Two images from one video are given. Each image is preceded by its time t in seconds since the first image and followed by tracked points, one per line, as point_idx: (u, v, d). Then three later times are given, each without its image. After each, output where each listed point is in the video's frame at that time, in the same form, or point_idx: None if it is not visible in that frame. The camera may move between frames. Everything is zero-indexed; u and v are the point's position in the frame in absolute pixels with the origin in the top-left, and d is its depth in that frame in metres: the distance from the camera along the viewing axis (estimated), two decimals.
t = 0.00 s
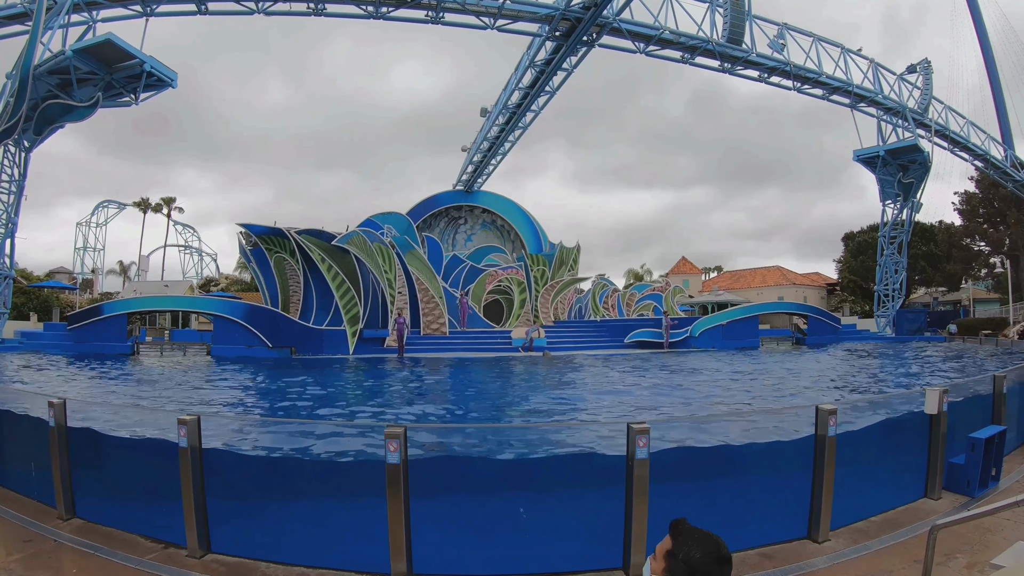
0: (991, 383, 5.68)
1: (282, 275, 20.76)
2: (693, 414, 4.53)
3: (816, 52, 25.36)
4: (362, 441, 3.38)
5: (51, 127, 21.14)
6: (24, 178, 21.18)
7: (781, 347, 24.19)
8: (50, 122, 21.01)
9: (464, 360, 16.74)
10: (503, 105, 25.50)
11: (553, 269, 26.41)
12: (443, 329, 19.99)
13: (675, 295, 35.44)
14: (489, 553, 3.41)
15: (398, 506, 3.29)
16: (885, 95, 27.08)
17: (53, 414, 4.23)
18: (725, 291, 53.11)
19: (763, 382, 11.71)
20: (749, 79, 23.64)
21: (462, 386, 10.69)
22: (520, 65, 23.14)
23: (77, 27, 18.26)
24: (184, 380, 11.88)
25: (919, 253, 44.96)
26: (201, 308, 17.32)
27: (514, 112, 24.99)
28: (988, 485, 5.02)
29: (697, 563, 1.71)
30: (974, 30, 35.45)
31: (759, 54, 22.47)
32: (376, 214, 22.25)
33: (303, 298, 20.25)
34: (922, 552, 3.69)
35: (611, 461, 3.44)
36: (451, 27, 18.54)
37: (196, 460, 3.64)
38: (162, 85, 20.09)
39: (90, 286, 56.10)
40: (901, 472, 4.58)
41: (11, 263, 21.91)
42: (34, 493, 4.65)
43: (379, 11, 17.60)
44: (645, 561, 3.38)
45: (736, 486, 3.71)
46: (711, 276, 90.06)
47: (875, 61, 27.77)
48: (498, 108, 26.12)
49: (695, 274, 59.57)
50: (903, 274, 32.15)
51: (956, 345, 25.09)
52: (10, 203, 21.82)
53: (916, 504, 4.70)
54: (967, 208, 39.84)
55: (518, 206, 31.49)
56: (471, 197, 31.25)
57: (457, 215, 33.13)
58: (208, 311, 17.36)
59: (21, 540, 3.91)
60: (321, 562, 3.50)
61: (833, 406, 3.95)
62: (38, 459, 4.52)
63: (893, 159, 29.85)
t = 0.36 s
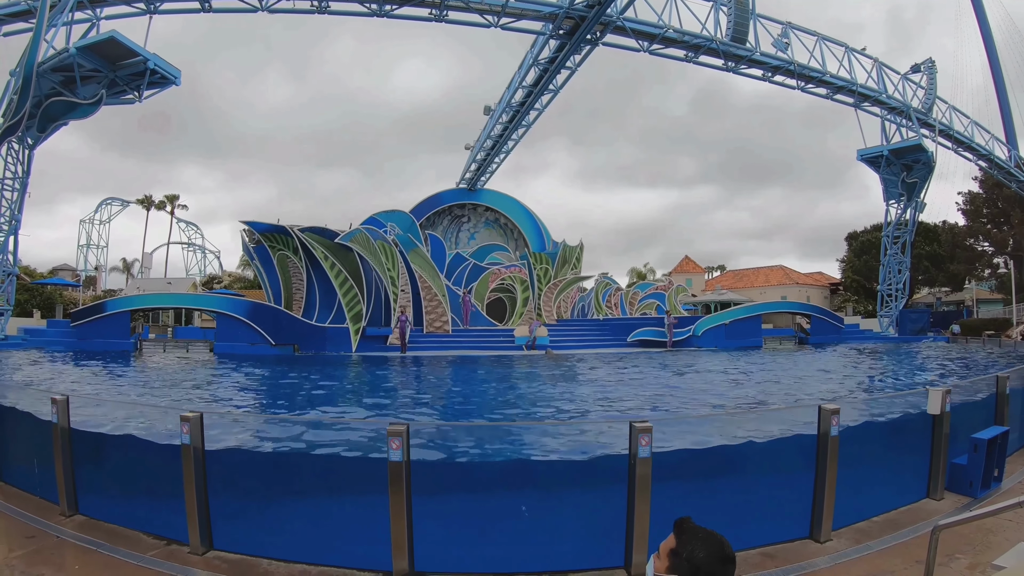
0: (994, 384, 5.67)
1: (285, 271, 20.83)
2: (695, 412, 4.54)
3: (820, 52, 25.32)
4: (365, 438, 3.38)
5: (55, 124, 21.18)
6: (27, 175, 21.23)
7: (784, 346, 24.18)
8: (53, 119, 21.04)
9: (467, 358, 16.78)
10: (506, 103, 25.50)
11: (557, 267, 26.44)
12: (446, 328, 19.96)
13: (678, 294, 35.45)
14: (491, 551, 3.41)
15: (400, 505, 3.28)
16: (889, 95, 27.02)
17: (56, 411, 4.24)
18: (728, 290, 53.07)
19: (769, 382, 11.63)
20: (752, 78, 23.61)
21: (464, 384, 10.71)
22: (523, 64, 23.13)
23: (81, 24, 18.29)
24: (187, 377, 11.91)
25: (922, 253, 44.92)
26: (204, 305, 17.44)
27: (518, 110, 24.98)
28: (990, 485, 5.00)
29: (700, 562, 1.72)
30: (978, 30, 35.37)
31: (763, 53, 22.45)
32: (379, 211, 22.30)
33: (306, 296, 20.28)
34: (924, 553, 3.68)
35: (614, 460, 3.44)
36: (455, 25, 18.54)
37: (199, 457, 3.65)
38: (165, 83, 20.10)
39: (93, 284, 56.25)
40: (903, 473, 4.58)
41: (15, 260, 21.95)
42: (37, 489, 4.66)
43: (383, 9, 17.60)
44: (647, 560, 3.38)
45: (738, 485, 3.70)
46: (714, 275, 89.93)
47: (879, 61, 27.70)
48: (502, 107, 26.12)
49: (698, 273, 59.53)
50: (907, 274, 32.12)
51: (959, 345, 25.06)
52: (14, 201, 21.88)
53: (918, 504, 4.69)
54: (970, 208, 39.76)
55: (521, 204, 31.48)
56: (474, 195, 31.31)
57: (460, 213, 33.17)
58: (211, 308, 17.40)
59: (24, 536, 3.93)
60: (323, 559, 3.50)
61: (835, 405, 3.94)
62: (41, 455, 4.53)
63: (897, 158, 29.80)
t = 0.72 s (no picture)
0: (995, 385, 5.67)
1: (286, 271, 20.84)
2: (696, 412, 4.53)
3: (821, 51, 25.31)
4: (366, 437, 3.38)
5: (56, 123, 21.19)
6: (29, 174, 21.26)
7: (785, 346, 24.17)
8: (55, 118, 21.05)
9: (468, 357, 16.77)
10: (507, 102, 25.51)
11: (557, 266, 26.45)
12: (447, 327, 19.93)
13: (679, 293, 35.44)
14: (492, 549, 3.41)
15: (400, 504, 3.29)
16: (890, 94, 26.99)
17: (57, 409, 4.24)
18: (728, 289, 53.12)
19: (771, 381, 11.61)
20: (753, 77, 23.60)
21: (465, 383, 10.69)
22: (524, 63, 23.12)
23: (82, 23, 18.29)
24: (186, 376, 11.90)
25: (923, 253, 44.87)
26: (205, 304, 17.44)
27: (519, 110, 24.97)
28: (990, 485, 4.99)
29: (700, 562, 1.72)
30: (980, 30, 35.34)
31: (765, 53, 22.44)
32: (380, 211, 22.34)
33: (307, 295, 20.27)
34: (924, 553, 3.67)
35: (614, 459, 3.44)
36: (456, 24, 18.53)
37: (199, 455, 3.64)
38: (167, 82, 20.13)
39: (95, 283, 56.40)
40: (904, 473, 4.57)
41: (16, 259, 21.99)
42: (38, 488, 4.65)
43: (384, 8, 17.61)
44: (648, 559, 3.38)
45: (739, 484, 3.71)
46: (715, 275, 89.90)
47: (880, 60, 27.68)
48: (503, 106, 26.11)
49: (699, 273, 59.56)
50: (908, 274, 32.08)
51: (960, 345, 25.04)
52: (15, 200, 21.90)
53: (918, 504, 4.68)
54: (972, 207, 39.71)
55: (522, 204, 31.49)
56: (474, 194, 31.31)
57: (461, 212, 33.21)
58: (211, 307, 17.40)
59: (25, 534, 3.93)
60: (323, 558, 3.51)
61: (836, 405, 3.93)
62: (42, 453, 4.54)
63: (899, 158, 29.77)
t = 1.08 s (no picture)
0: (993, 383, 5.67)
1: (284, 271, 20.84)
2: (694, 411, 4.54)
3: (818, 50, 25.32)
4: (365, 438, 3.38)
5: (53, 124, 21.14)
6: (26, 175, 21.21)
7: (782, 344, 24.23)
8: (52, 119, 21.01)
9: (466, 357, 16.75)
10: (505, 102, 25.49)
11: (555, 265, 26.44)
12: (445, 327, 19.96)
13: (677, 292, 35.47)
14: (491, 549, 3.41)
15: (399, 504, 3.29)
16: (888, 93, 27.00)
17: (55, 411, 4.24)
18: (726, 288, 53.16)
19: (770, 380, 11.56)
20: (751, 76, 23.60)
21: (463, 383, 10.68)
22: (521, 62, 23.10)
23: (78, 24, 18.26)
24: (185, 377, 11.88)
25: (921, 252, 44.94)
26: (203, 305, 17.42)
27: (516, 109, 24.96)
28: (989, 484, 5.01)
29: (697, 561, 1.72)
30: (976, 29, 35.41)
31: (762, 52, 22.45)
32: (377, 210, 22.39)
33: (305, 295, 20.24)
34: (923, 551, 3.68)
35: (612, 459, 3.44)
36: (453, 24, 18.51)
37: (197, 456, 3.64)
38: (164, 82, 20.10)
39: (92, 284, 56.36)
40: (902, 471, 4.58)
41: (14, 260, 21.95)
42: (36, 489, 4.65)
43: (381, 8, 17.60)
44: (646, 558, 3.39)
45: (737, 483, 3.71)
46: (713, 274, 90.01)
47: (877, 59, 27.69)
48: (500, 106, 26.11)
49: (697, 272, 59.62)
50: (905, 272, 32.10)
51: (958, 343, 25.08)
52: (12, 201, 21.85)
53: (917, 502, 4.69)
54: (969, 206, 39.76)
55: (519, 203, 31.54)
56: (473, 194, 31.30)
57: (458, 212, 33.13)
58: (210, 307, 17.37)
59: (23, 536, 3.93)
60: (322, 558, 3.51)
61: (834, 403, 3.94)
62: (40, 455, 4.53)
63: (896, 157, 29.78)
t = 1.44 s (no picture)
0: (989, 382, 5.69)
1: (280, 273, 20.83)
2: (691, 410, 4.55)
3: (814, 49, 25.36)
4: (364, 439, 3.38)
5: (49, 126, 21.08)
6: (22, 178, 21.15)
7: (779, 343, 24.27)
8: (48, 121, 20.96)
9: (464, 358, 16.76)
10: (501, 102, 25.47)
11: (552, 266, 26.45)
12: (442, 328, 19.95)
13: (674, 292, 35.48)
14: (491, 549, 3.41)
15: (397, 506, 3.29)
16: (884, 92, 27.02)
17: (52, 414, 4.22)
18: (723, 288, 53.19)
19: (768, 380, 11.54)
20: (747, 76, 23.63)
21: (461, 385, 10.67)
22: (518, 63, 23.08)
23: (74, 26, 18.23)
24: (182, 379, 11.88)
25: (917, 250, 45.03)
26: (201, 307, 17.39)
27: (513, 110, 24.95)
28: (986, 482, 5.01)
29: (697, 562, 1.72)
30: (972, 28, 35.48)
31: (758, 52, 22.48)
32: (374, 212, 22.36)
33: (303, 296, 20.21)
34: (920, 550, 3.69)
35: (610, 459, 3.44)
36: (449, 25, 18.51)
37: (194, 459, 3.64)
38: (160, 84, 20.07)
39: (88, 287, 56.21)
40: (899, 469, 4.58)
41: (9, 263, 21.88)
42: (33, 492, 4.63)
43: (377, 9, 17.58)
44: (644, 558, 3.39)
45: (736, 483, 3.71)
46: (710, 274, 90.17)
47: (873, 59, 27.72)
48: (497, 106, 26.10)
49: (694, 271, 59.67)
50: (902, 271, 32.10)
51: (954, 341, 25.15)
52: (8, 203, 21.78)
53: (915, 501, 4.69)
54: (965, 205, 39.85)
55: (516, 204, 31.51)
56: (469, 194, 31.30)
57: (455, 213, 33.14)
58: (207, 309, 17.35)
59: (20, 540, 3.91)
60: (320, 560, 3.50)
61: (831, 403, 3.95)
62: (38, 458, 4.52)
63: (892, 156, 29.81)
